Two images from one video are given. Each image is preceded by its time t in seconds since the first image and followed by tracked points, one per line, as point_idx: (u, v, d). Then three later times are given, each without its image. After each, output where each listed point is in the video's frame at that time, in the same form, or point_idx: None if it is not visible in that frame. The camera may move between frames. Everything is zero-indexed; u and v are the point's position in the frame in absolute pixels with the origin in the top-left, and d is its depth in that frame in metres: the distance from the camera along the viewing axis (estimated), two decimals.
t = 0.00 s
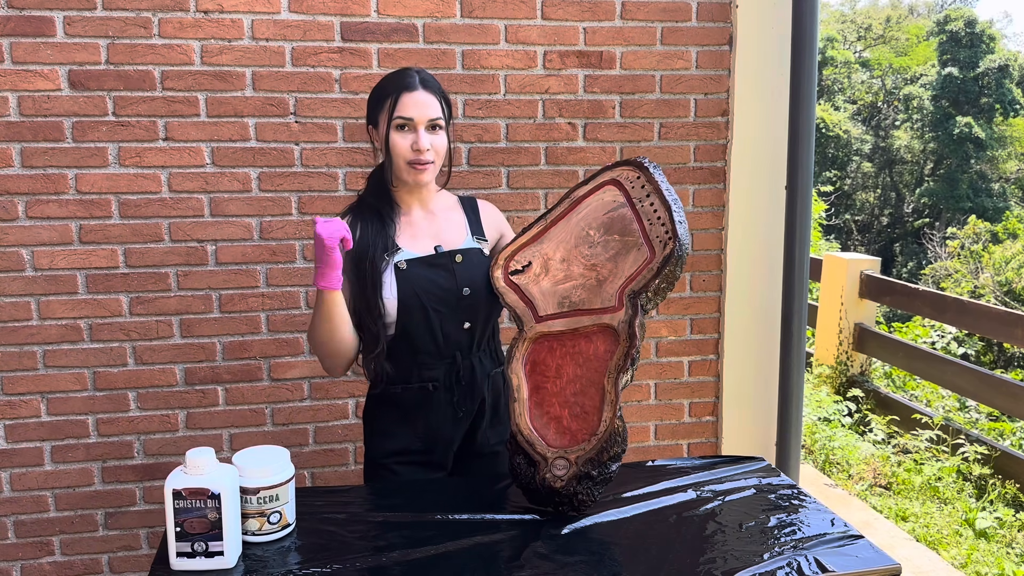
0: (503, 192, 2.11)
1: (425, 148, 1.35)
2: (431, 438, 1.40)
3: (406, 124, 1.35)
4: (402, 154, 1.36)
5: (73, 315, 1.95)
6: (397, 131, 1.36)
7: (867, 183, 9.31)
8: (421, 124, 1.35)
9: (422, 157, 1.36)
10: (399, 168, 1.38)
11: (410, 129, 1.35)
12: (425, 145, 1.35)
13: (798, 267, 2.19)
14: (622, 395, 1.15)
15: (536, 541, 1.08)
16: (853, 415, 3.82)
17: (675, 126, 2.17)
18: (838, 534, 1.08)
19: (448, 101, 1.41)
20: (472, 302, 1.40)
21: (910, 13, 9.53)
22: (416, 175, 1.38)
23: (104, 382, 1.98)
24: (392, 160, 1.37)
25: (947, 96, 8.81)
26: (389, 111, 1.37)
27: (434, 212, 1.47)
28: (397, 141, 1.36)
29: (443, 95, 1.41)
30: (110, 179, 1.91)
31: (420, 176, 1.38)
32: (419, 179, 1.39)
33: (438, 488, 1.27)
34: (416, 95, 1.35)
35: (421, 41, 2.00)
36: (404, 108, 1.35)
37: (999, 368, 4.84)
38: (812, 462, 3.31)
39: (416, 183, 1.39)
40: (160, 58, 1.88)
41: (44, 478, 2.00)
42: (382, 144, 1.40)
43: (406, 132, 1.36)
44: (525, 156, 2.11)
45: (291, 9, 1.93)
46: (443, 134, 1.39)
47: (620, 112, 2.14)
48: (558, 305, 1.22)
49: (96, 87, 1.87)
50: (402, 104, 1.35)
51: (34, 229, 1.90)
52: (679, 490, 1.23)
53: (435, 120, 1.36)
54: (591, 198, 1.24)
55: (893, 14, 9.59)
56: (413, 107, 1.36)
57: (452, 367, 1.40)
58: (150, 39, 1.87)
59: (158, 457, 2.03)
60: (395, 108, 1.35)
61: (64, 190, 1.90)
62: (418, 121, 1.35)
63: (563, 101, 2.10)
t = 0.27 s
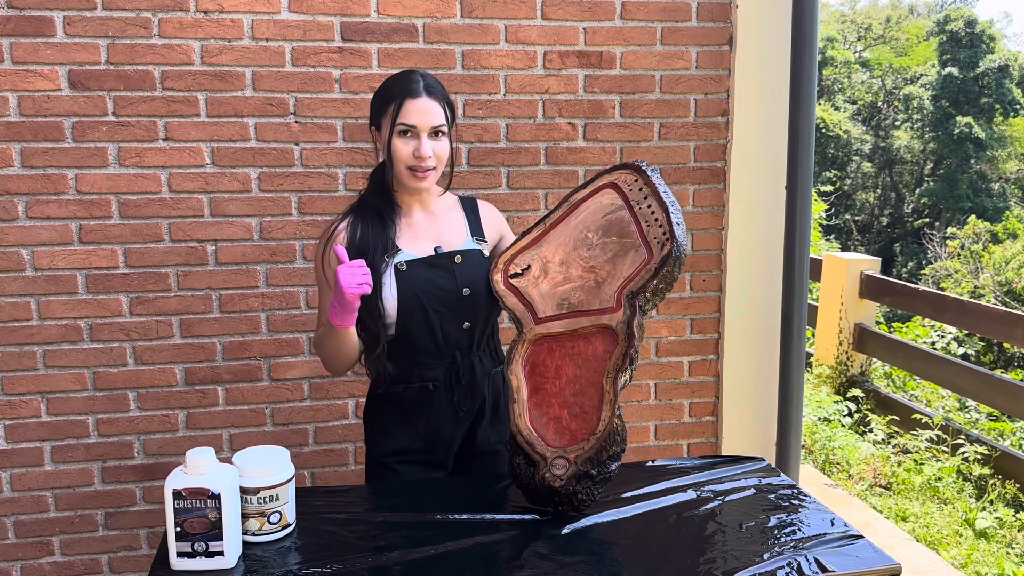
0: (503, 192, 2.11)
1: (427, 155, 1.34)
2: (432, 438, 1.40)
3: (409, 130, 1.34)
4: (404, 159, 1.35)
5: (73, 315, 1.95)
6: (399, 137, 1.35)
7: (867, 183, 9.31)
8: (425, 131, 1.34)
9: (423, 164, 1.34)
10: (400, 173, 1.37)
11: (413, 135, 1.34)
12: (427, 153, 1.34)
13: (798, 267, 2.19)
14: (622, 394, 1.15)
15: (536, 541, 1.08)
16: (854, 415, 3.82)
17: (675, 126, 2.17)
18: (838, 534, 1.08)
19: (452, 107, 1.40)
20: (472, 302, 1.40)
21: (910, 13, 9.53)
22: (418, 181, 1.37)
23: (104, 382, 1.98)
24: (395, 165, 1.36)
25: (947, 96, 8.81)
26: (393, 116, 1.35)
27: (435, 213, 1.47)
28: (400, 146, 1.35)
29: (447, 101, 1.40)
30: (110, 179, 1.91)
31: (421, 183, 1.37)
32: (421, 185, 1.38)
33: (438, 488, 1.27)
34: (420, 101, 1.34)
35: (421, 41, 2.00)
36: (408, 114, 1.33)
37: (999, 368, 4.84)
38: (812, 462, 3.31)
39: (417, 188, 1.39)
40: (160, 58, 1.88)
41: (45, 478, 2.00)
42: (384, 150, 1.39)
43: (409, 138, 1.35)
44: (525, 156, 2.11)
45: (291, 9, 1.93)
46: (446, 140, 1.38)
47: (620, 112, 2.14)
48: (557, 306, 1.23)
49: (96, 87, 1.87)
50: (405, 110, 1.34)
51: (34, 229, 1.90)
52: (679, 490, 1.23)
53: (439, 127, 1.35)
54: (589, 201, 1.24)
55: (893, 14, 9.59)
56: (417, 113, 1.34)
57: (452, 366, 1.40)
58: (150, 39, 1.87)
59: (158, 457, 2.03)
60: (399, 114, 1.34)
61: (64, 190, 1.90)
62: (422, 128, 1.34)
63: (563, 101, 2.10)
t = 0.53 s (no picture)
0: (503, 192, 2.11)
1: (430, 156, 1.34)
2: (432, 438, 1.40)
3: (412, 131, 1.34)
4: (407, 160, 1.35)
5: (73, 315, 1.95)
6: (402, 137, 1.35)
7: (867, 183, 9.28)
8: (427, 131, 1.34)
9: (426, 164, 1.34)
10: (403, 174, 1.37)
11: (416, 135, 1.35)
12: (430, 153, 1.34)
13: (798, 266, 2.19)
14: (622, 394, 1.15)
15: (536, 541, 1.08)
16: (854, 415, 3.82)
17: (675, 126, 2.17)
18: (838, 534, 1.08)
19: (454, 107, 1.40)
20: (472, 303, 1.40)
21: (910, 13, 9.53)
22: (420, 181, 1.37)
23: (104, 382, 1.98)
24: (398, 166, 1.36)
25: (947, 96, 8.81)
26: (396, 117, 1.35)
27: (435, 214, 1.47)
28: (403, 147, 1.35)
29: (449, 101, 1.40)
30: (110, 179, 1.91)
31: (424, 183, 1.37)
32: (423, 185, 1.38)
33: (437, 488, 1.27)
34: (423, 101, 1.34)
35: (421, 41, 2.00)
36: (410, 115, 1.33)
37: (999, 368, 4.84)
38: (812, 462, 3.31)
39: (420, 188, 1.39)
40: (160, 58, 1.88)
41: (45, 478, 2.00)
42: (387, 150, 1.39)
43: (412, 139, 1.35)
44: (525, 156, 2.11)
45: (291, 9, 1.93)
46: (448, 139, 1.38)
47: (620, 112, 2.14)
48: (557, 307, 1.23)
49: (96, 87, 1.87)
50: (408, 110, 1.34)
51: (34, 229, 1.90)
52: (679, 490, 1.23)
53: (441, 127, 1.35)
54: (589, 202, 1.24)
55: (893, 14, 9.59)
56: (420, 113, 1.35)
57: (452, 367, 1.40)
58: (150, 39, 1.87)
59: (158, 457, 2.03)
60: (401, 114, 1.34)
61: (64, 190, 1.90)
62: (425, 129, 1.34)
63: (563, 101, 2.10)
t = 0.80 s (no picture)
0: (503, 192, 2.11)
1: (436, 157, 1.34)
2: (434, 437, 1.40)
3: (417, 133, 1.34)
4: (413, 161, 1.35)
5: (73, 315, 1.95)
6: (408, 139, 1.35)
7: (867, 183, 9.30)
8: (433, 133, 1.34)
9: (432, 165, 1.35)
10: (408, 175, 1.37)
11: (422, 137, 1.35)
12: (436, 154, 1.34)
13: (798, 266, 2.19)
14: (622, 394, 1.15)
15: (536, 541, 1.08)
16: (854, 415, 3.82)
17: (675, 126, 2.17)
18: (838, 534, 1.08)
19: (457, 108, 1.40)
20: (474, 303, 1.40)
21: (911, 13, 9.54)
22: (426, 183, 1.37)
23: (104, 382, 1.98)
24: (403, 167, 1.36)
25: (947, 96, 8.81)
26: (401, 118, 1.35)
27: (435, 214, 1.47)
28: (408, 148, 1.35)
29: (452, 102, 1.40)
30: (110, 179, 1.91)
31: (429, 185, 1.38)
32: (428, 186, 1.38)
33: (438, 489, 1.27)
34: (428, 103, 1.34)
35: (421, 41, 2.00)
36: (416, 116, 1.33)
37: (999, 368, 4.84)
38: (812, 462, 3.31)
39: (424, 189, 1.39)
40: (160, 58, 1.88)
41: (45, 478, 2.00)
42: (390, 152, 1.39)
43: (417, 140, 1.35)
44: (525, 156, 2.11)
45: (291, 9, 1.93)
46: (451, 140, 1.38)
47: (620, 112, 2.14)
48: (557, 306, 1.23)
49: (96, 87, 1.87)
50: (413, 112, 1.33)
51: (34, 229, 1.90)
52: (679, 490, 1.23)
53: (447, 128, 1.35)
54: (589, 200, 1.24)
55: (893, 14, 9.59)
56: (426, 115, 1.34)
57: (454, 367, 1.40)
58: (150, 39, 1.87)
59: (158, 457, 2.03)
60: (407, 116, 1.34)
61: (64, 190, 1.90)
62: (431, 131, 1.34)
63: (563, 101, 2.10)
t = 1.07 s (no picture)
0: (503, 192, 2.11)
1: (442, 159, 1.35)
2: (438, 437, 1.40)
3: (422, 136, 1.35)
4: (418, 164, 1.36)
5: (73, 315, 1.95)
6: (412, 142, 1.35)
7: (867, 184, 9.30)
8: (438, 136, 1.35)
9: (438, 168, 1.36)
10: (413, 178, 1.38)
11: (427, 140, 1.35)
12: (442, 157, 1.36)
13: (798, 266, 2.19)
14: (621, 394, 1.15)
15: (536, 541, 1.08)
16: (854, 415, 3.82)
17: (675, 126, 2.18)
18: (838, 534, 1.08)
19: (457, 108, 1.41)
20: (476, 303, 1.40)
21: (911, 13, 9.54)
22: (431, 185, 1.38)
23: (104, 382, 1.98)
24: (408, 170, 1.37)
25: (947, 96, 8.81)
26: (404, 121, 1.35)
27: (435, 215, 1.47)
28: (413, 151, 1.35)
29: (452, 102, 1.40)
30: (110, 179, 1.91)
31: (434, 187, 1.39)
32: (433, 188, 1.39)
33: (439, 489, 1.27)
34: (432, 106, 1.34)
35: (421, 41, 2.00)
36: (421, 120, 1.34)
37: (999, 368, 4.84)
38: (812, 462, 3.31)
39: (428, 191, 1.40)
40: (160, 58, 1.88)
41: (44, 478, 2.00)
42: (393, 155, 1.39)
43: (422, 143, 1.35)
44: (525, 156, 2.11)
45: (291, 9, 1.93)
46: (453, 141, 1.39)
47: (620, 112, 2.14)
48: (556, 305, 1.23)
49: (96, 87, 1.87)
50: (418, 115, 1.33)
51: (34, 229, 1.90)
52: (679, 490, 1.23)
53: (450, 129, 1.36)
54: (588, 198, 1.24)
55: (893, 14, 9.59)
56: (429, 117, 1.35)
57: (457, 366, 1.40)
58: (150, 39, 1.87)
59: (158, 457, 2.03)
60: (412, 119, 1.34)
61: (64, 190, 1.90)
62: (436, 133, 1.34)
63: (563, 101, 2.10)
